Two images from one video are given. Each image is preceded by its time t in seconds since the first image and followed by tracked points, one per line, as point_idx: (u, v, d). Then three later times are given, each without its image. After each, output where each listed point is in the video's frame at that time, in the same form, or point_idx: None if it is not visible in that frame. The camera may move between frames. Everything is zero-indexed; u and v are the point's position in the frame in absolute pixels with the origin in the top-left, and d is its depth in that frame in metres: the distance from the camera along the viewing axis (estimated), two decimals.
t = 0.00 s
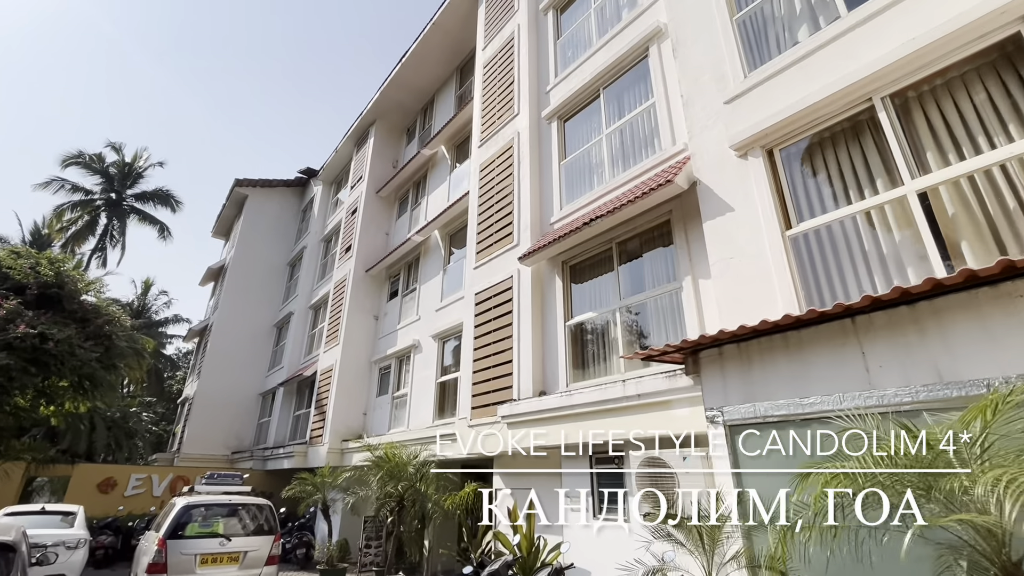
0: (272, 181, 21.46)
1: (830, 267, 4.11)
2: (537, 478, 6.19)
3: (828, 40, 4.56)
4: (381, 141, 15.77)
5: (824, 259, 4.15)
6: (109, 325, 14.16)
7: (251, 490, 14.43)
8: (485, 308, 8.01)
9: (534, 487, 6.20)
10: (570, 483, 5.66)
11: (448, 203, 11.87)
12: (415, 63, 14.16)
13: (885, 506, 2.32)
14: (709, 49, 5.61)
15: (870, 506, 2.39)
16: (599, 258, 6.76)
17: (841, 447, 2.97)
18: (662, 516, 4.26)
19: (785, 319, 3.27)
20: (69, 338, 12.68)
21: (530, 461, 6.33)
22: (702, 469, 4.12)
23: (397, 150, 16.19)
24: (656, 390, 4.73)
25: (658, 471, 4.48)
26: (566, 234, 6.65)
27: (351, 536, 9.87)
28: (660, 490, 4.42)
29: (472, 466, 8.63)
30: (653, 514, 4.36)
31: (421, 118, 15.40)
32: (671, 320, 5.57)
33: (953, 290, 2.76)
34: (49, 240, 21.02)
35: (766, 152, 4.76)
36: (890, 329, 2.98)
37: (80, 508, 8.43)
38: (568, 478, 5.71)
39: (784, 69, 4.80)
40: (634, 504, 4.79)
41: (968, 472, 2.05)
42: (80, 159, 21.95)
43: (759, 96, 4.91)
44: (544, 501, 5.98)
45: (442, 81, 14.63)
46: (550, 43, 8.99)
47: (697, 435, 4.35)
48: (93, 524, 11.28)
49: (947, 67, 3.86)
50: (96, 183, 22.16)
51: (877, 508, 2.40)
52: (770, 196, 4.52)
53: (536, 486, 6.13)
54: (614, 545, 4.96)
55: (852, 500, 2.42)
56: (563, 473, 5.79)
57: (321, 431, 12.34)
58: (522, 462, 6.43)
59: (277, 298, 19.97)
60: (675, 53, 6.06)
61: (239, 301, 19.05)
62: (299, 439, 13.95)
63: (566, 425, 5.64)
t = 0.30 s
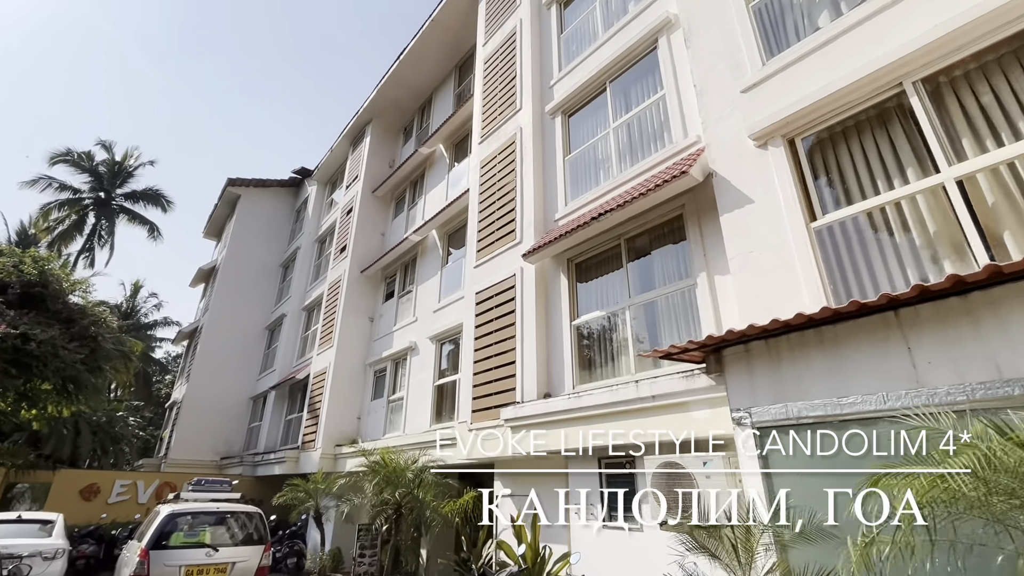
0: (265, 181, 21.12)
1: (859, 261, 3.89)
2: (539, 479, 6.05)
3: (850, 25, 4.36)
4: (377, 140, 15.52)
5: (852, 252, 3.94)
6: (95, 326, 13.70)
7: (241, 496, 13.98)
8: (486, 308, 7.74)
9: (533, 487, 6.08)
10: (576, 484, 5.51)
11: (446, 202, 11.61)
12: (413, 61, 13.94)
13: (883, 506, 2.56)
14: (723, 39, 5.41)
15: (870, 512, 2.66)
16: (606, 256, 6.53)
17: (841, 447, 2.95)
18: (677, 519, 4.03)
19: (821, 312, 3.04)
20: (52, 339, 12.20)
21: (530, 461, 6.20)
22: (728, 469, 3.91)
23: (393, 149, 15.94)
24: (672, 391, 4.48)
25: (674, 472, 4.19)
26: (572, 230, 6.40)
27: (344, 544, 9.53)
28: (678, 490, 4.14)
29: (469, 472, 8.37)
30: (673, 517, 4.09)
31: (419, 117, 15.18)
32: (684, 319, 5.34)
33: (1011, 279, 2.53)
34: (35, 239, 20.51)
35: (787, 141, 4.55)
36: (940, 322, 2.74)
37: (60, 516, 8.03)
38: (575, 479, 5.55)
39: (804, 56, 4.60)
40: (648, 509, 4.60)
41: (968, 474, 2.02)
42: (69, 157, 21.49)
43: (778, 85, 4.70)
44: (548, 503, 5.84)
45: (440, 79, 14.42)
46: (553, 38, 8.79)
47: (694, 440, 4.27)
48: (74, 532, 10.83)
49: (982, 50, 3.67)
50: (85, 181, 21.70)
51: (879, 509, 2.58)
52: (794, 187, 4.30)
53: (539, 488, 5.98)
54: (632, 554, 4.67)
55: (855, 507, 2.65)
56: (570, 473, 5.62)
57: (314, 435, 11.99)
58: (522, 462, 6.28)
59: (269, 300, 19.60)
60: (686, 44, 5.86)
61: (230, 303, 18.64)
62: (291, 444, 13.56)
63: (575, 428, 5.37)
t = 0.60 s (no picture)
0: (261, 180, 20.82)
1: (897, 247, 3.69)
2: (547, 479, 5.83)
3: (882, 3, 4.17)
4: (377, 137, 15.30)
5: (888, 239, 3.75)
6: (84, 325, 13.33)
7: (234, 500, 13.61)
8: (492, 304, 7.50)
9: (533, 487, 5.98)
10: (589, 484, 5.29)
11: (448, 199, 11.38)
12: (414, 56, 13.74)
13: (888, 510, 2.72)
14: (743, 23, 5.22)
15: (869, 513, 2.80)
16: (618, 249, 6.30)
17: (841, 447, 2.93)
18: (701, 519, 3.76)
19: (871, 296, 2.82)
20: (40, 338, 11.81)
21: (534, 461, 6.01)
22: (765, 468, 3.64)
23: (393, 147, 15.70)
24: (695, 387, 4.25)
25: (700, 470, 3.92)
26: (583, 221, 6.18)
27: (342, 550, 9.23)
28: (701, 488, 3.88)
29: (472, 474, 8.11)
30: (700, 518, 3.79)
31: (419, 113, 14.97)
32: (703, 313, 5.14)
33: None
34: (25, 238, 20.08)
35: (815, 124, 4.35)
36: (1003, 306, 2.52)
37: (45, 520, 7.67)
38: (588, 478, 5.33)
39: (832, 37, 4.41)
40: (671, 509, 4.42)
41: None
42: (60, 154, 21.10)
43: (804, 67, 4.50)
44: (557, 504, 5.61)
45: (441, 76, 14.23)
46: (560, 29, 8.59)
47: (695, 440, 4.21)
48: (61, 537, 10.45)
49: None
50: (77, 179, 21.31)
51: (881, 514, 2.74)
52: (824, 171, 4.10)
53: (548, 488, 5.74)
54: (653, 559, 4.41)
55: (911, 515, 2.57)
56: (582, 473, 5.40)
57: (310, 437, 11.67)
58: (529, 462, 6.07)
59: (264, 300, 19.26)
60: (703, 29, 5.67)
61: (224, 303, 18.27)
62: (286, 446, 13.23)
63: (589, 427, 5.12)
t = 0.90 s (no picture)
0: (258, 177, 20.52)
1: (941, 236, 3.49)
2: (559, 481, 5.61)
3: None
4: (377, 134, 15.06)
5: (931, 227, 3.54)
6: (77, 324, 12.99)
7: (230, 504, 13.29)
8: (499, 301, 7.25)
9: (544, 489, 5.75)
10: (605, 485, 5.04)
11: (450, 195, 11.14)
12: (415, 51, 13.52)
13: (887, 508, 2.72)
14: (766, 6, 5.01)
15: (869, 514, 2.80)
16: (632, 243, 6.07)
17: (841, 447, 2.96)
18: (732, 523, 3.62)
19: (929, 284, 2.62)
20: (31, 336, 11.46)
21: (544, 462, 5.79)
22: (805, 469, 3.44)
23: (393, 144, 15.46)
24: (723, 384, 3.99)
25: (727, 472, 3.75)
26: (597, 214, 5.96)
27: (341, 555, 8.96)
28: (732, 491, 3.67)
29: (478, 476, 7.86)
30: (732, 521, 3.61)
31: (420, 110, 14.73)
32: (722, 308, 4.93)
33: None
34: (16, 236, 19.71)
35: (848, 108, 4.13)
36: None
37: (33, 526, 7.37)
38: (603, 479, 5.08)
39: (865, 17, 4.19)
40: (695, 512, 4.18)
41: None
42: (53, 151, 20.76)
43: (835, 49, 4.29)
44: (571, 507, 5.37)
45: (443, 71, 14.01)
46: (569, 20, 8.38)
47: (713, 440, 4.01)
48: (50, 542, 10.11)
49: None
50: (70, 177, 20.97)
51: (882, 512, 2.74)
52: (860, 156, 3.89)
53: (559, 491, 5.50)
54: (676, 565, 4.18)
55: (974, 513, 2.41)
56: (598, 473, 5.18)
57: (308, 439, 11.38)
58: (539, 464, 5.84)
59: (261, 300, 18.96)
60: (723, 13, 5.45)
61: (220, 302, 17.95)
62: (284, 448, 12.93)
63: (606, 426, 4.87)
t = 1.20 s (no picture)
0: (257, 173, 20.26)
1: (987, 212, 3.28)
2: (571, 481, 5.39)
3: None
4: (378, 128, 14.82)
5: (978, 203, 3.33)
6: (73, 320, 12.74)
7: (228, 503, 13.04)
8: (507, 292, 7.02)
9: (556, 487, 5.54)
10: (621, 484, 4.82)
11: (454, 188, 10.93)
12: (418, 42, 13.30)
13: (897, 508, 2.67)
14: None
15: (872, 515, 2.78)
16: (647, 230, 5.85)
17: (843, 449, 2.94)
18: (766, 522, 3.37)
19: (996, 254, 2.42)
20: (24, 331, 11.19)
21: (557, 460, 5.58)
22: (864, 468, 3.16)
23: (395, 138, 15.23)
24: (753, 374, 3.78)
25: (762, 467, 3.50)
26: (610, 200, 5.73)
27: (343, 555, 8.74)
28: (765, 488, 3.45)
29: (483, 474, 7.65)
30: (766, 519, 3.38)
31: (422, 103, 14.51)
32: (744, 297, 4.73)
33: None
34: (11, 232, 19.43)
35: (884, 82, 3.91)
36: None
37: (24, 525, 7.11)
38: (620, 480, 4.85)
39: None
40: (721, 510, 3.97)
41: None
42: (49, 146, 20.48)
43: (866, 21, 4.08)
44: (586, 505, 5.14)
45: (445, 63, 13.79)
46: (577, 5, 8.16)
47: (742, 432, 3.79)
48: (44, 542, 9.84)
49: None
50: (66, 172, 20.70)
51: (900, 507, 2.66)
52: (898, 130, 3.67)
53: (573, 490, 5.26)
54: (699, 565, 3.96)
55: None
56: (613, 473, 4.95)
57: (308, 437, 11.14)
58: (551, 462, 5.61)
59: (260, 297, 18.70)
60: None
61: (219, 299, 17.69)
62: (283, 446, 12.67)
63: (623, 419, 4.66)
